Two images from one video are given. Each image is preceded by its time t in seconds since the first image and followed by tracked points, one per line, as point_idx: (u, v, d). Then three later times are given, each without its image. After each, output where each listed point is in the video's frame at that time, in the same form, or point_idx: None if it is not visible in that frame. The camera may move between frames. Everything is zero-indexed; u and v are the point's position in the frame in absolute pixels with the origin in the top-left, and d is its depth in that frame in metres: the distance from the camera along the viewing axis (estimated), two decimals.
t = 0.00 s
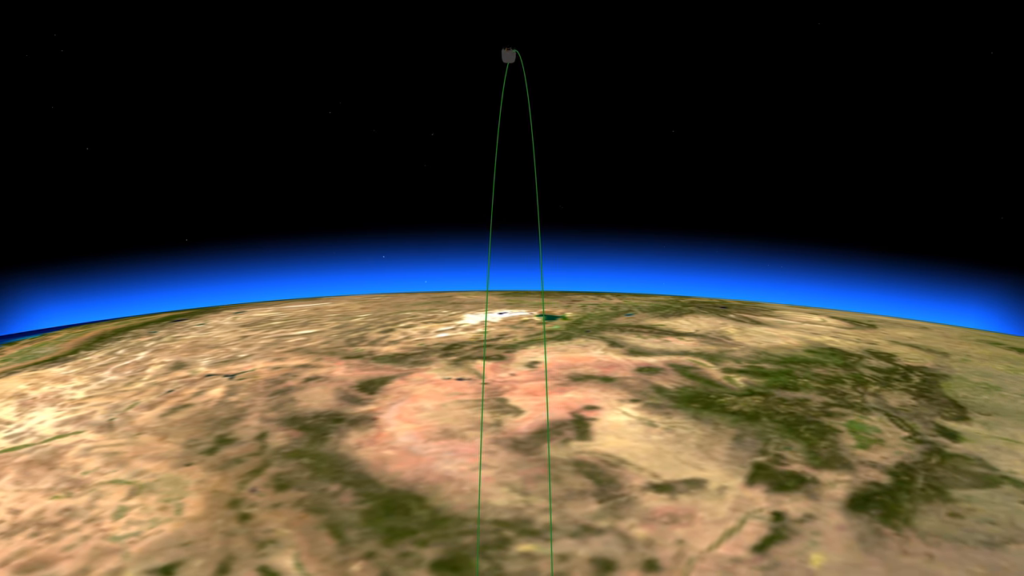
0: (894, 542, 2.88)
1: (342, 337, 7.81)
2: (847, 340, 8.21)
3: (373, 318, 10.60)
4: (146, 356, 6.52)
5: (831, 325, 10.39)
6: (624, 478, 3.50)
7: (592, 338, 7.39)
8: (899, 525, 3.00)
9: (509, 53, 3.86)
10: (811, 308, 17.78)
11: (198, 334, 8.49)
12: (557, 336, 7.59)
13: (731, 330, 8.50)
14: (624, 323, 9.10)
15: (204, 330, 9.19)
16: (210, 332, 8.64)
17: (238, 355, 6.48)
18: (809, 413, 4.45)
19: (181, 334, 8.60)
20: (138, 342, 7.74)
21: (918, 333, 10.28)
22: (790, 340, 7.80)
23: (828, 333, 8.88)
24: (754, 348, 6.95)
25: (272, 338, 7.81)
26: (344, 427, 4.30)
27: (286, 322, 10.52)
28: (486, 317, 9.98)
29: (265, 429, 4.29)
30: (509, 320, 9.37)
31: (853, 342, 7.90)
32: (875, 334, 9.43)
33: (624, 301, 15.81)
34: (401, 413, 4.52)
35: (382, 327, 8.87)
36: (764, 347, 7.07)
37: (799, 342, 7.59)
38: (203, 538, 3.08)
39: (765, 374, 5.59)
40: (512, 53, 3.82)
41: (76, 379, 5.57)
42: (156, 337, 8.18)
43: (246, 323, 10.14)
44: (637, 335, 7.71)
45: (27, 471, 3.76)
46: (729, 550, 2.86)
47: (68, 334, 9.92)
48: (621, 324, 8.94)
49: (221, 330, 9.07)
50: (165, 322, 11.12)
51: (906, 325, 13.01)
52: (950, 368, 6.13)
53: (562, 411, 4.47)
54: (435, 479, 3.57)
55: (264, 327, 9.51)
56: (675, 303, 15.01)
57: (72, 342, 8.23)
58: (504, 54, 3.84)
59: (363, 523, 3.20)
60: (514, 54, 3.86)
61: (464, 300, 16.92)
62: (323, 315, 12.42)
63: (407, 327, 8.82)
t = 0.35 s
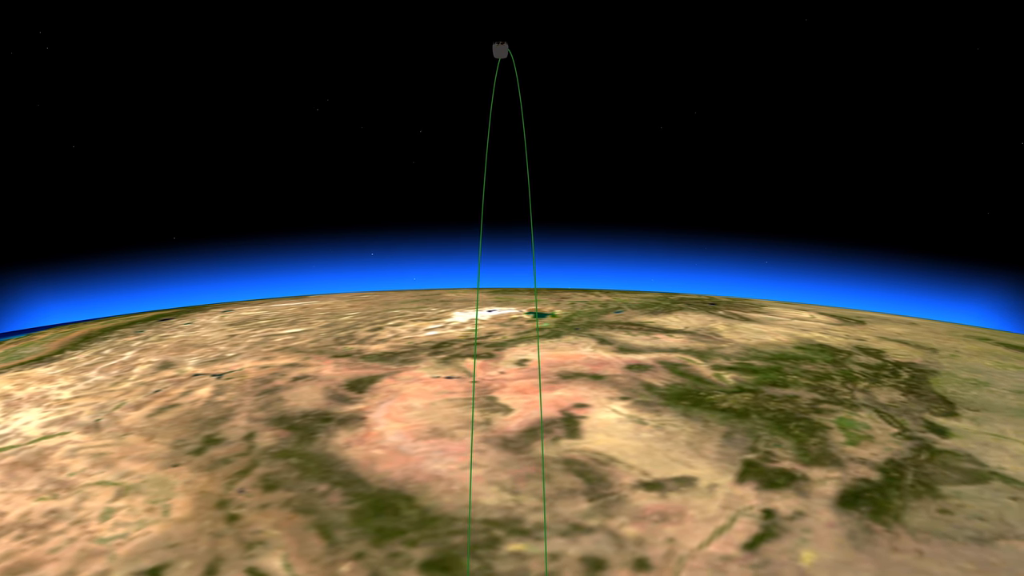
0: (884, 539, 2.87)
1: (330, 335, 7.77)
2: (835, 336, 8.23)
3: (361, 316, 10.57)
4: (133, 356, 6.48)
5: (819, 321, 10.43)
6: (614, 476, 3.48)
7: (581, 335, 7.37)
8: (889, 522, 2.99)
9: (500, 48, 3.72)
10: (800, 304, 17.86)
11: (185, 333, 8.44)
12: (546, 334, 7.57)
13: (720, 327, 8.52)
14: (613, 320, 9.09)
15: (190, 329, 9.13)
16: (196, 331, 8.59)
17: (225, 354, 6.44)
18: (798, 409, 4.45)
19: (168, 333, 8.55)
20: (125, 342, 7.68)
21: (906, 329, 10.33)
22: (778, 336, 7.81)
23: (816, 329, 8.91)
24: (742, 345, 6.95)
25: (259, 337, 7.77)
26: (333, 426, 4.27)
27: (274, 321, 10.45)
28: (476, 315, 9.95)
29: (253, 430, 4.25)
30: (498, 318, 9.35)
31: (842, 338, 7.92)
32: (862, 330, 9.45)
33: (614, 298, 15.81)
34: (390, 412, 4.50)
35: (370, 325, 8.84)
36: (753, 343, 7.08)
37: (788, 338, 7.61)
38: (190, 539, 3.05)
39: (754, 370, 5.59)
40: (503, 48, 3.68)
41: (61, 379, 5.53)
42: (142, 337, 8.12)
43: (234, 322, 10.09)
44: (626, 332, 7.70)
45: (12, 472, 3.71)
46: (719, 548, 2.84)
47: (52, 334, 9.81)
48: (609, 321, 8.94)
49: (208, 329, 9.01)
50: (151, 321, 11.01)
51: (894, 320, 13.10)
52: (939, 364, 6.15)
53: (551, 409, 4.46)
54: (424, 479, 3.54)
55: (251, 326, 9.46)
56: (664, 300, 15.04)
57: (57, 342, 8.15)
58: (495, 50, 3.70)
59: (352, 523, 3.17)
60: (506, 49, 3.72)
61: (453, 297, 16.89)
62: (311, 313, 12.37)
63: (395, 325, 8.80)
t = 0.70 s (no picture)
0: (873, 536, 2.86)
1: (317, 334, 7.72)
2: (823, 332, 8.25)
3: (349, 314, 10.53)
4: (118, 356, 6.42)
5: (807, 317, 10.47)
6: (603, 474, 3.46)
7: (570, 332, 7.36)
8: (878, 519, 2.98)
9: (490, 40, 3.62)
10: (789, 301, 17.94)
11: (171, 332, 8.37)
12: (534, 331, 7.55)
13: (708, 323, 8.53)
14: (602, 317, 9.09)
15: (176, 328, 9.07)
16: (182, 331, 8.53)
17: (212, 354, 6.40)
18: (787, 406, 4.44)
19: (153, 332, 8.49)
20: (110, 341, 7.60)
21: (894, 324, 10.39)
22: (767, 333, 7.82)
23: (805, 325, 8.93)
24: (731, 341, 6.95)
25: (246, 335, 7.72)
26: (321, 426, 4.24)
27: (261, 319, 10.38)
28: (465, 313, 9.93)
29: (239, 429, 4.21)
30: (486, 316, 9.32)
31: (830, 334, 7.94)
32: (850, 326, 9.48)
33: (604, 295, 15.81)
34: (378, 411, 4.47)
35: (358, 323, 8.80)
36: (741, 340, 7.08)
37: (776, 335, 7.61)
38: (177, 541, 3.01)
39: (743, 367, 5.59)
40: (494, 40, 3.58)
41: (46, 380, 5.47)
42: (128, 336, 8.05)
43: (221, 321, 10.02)
44: (615, 329, 7.69)
45: None
46: (709, 546, 2.83)
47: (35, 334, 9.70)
48: (598, 318, 8.93)
49: (194, 328, 8.95)
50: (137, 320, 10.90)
51: (882, 316, 13.19)
52: (927, 359, 6.17)
53: (540, 408, 4.44)
54: (413, 478, 3.52)
55: (238, 324, 9.41)
56: (652, 296, 15.07)
57: (41, 342, 8.06)
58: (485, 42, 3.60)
59: (340, 523, 3.14)
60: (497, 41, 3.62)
61: (441, 295, 16.87)
62: (299, 312, 12.31)
63: (383, 323, 8.76)
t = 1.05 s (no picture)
0: (864, 533, 2.85)
1: (306, 332, 7.68)
2: (812, 328, 8.27)
3: (338, 313, 10.50)
4: (105, 356, 6.37)
5: (796, 314, 10.49)
6: (593, 473, 3.45)
7: (559, 330, 7.34)
8: (869, 516, 2.97)
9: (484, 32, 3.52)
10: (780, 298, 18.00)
11: (158, 331, 8.33)
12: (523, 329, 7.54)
13: (697, 320, 8.53)
14: (591, 314, 9.07)
15: (164, 327, 9.02)
16: (169, 330, 8.47)
17: (200, 353, 6.36)
18: (777, 403, 4.44)
19: (140, 332, 8.44)
20: (96, 341, 7.55)
21: (883, 320, 10.43)
22: (756, 329, 7.82)
23: (793, 321, 8.95)
24: (720, 338, 6.95)
25: (234, 334, 7.68)
26: (310, 425, 4.21)
27: (250, 318, 10.33)
28: (455, 310, 9.91)
29: (227, 429, 4.18)
30: (475, 314, 9.30)
31: (819, 330, 7.96)
32: (838, 321, 9.52)
33: (594, 292, 15.82)
34: (367, 410, 4.44)
35: (346, 322, 8.77)
36: (730, 337, 7.09)
37: (765, 331, 7.62)
38: (164, 542, 2.98)
39: (732, 364, 5.59)
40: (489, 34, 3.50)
41: (31, 380, 5.43)
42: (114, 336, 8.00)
43: (209, 320, 9.97)
44: (604, 326, 7.68)
45: None
46: (700, 544, 2.81)
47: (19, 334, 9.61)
48: (587, 315, 8.91)
49: (182, 327, 8.90)
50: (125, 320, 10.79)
51: (870, 312, 13.27)
52: (915, 355, 6.19)
53: (530, 406, 4.42)
54: (402, 478, 3.49)
55: (225, 323, 9.36)
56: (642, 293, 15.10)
57: (26, 342, 7.99)
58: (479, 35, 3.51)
59: (329, 524, 3.11)
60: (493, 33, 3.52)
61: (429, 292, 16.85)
62: (288, 310, 12.25)
63: (372, 321, 8.73)
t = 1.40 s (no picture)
0: (853, 529, 2.84)
1: (293, 331, 7.63)
2: (801, 324, 8.29)
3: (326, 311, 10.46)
4: (90, 355, 6.32)
5: (785, 310, 10.52)
6: (583, 471, 3.43)
7: (547, 327, 7.33)
8: (858, 512, 2.96)
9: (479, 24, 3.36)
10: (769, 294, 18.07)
11: (144, 331, 8.28)
12: (512, 326, 7.51)
13: (686, 317, 8.54)
14: (579, 311, 9.06)
15: (151, 326, 8.96)
16: (156, 330, 8.42)
17: (186, 353, 6.32)
18: (766, 399, 4.43)
19: (127, 331, 8.39)
20: (81, 341, 7.49)
21: (871, 316, 10.48)
22: (744, 325, 7.83)
23: (782, 318, 8.97)
24: (709, 335, 6.96)
25: (221, 333, 7.64)
26: (297, 425, 4.18)
27: (237, 316, 10.28)
28: (444, 308, 9.90)
29: (214, 430, 4.15)
30: (462, 312, 9.26)
31: (808, 326, 7.98)
32: (826, 317, 9.56)
33: (583, 289, 15.80)
34: (355, 409, 4.42)
35: (333, 320, 8.74)
36: (719, 333, 7.09)
37: (753, 327, 7.63)
38: (151, 544, 2.94)
39: (721, 361, 5.59)
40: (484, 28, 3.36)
41: (15, 381, 5.38)
42: (100, 335, 7.95)
43: (196, 319, 9.91)
44: (593, 323, 7.67)
45: None
46: (690, 542, 2.80)
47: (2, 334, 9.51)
48: (576, 312, 8.90)
49: (169, 327, 8.85)
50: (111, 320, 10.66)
51: (858, 308, 13.33)
52: (903, 350, 6.21)
53: (518, 404, 4.40)
54: (391, 477, 3.46)
55: (212, 321, 9.31)
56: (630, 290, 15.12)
57: (10, 343, 7.91)
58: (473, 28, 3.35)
59: (317, 524, 3.08)
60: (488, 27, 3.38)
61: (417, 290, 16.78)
62: (276, 308, 12.18)
63: (360, 319, 8.71)
